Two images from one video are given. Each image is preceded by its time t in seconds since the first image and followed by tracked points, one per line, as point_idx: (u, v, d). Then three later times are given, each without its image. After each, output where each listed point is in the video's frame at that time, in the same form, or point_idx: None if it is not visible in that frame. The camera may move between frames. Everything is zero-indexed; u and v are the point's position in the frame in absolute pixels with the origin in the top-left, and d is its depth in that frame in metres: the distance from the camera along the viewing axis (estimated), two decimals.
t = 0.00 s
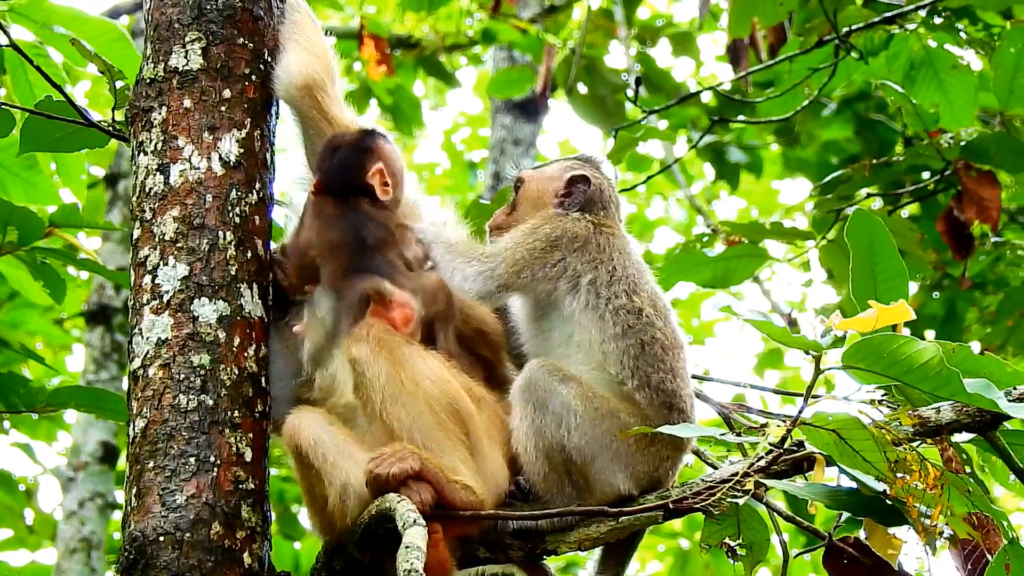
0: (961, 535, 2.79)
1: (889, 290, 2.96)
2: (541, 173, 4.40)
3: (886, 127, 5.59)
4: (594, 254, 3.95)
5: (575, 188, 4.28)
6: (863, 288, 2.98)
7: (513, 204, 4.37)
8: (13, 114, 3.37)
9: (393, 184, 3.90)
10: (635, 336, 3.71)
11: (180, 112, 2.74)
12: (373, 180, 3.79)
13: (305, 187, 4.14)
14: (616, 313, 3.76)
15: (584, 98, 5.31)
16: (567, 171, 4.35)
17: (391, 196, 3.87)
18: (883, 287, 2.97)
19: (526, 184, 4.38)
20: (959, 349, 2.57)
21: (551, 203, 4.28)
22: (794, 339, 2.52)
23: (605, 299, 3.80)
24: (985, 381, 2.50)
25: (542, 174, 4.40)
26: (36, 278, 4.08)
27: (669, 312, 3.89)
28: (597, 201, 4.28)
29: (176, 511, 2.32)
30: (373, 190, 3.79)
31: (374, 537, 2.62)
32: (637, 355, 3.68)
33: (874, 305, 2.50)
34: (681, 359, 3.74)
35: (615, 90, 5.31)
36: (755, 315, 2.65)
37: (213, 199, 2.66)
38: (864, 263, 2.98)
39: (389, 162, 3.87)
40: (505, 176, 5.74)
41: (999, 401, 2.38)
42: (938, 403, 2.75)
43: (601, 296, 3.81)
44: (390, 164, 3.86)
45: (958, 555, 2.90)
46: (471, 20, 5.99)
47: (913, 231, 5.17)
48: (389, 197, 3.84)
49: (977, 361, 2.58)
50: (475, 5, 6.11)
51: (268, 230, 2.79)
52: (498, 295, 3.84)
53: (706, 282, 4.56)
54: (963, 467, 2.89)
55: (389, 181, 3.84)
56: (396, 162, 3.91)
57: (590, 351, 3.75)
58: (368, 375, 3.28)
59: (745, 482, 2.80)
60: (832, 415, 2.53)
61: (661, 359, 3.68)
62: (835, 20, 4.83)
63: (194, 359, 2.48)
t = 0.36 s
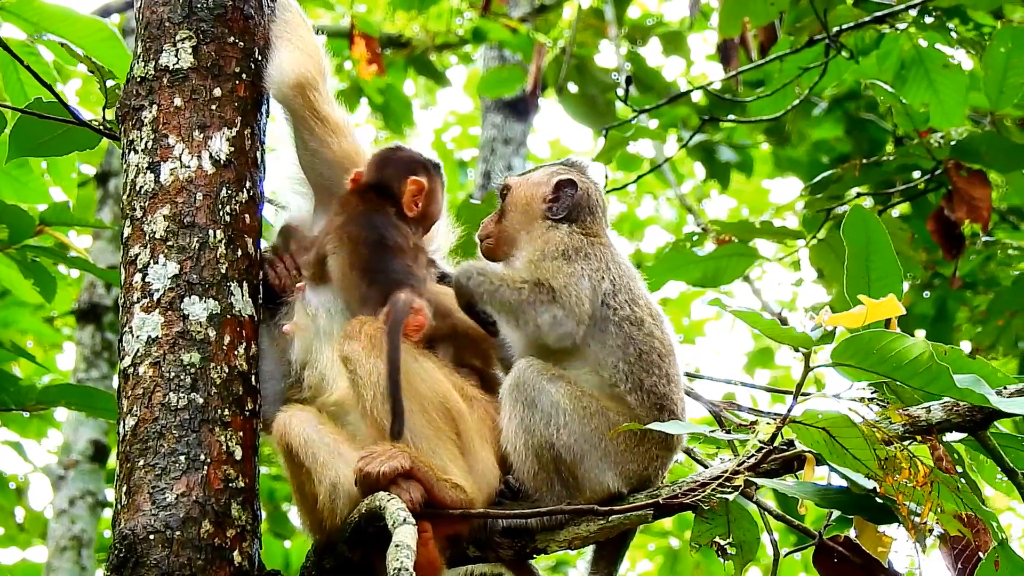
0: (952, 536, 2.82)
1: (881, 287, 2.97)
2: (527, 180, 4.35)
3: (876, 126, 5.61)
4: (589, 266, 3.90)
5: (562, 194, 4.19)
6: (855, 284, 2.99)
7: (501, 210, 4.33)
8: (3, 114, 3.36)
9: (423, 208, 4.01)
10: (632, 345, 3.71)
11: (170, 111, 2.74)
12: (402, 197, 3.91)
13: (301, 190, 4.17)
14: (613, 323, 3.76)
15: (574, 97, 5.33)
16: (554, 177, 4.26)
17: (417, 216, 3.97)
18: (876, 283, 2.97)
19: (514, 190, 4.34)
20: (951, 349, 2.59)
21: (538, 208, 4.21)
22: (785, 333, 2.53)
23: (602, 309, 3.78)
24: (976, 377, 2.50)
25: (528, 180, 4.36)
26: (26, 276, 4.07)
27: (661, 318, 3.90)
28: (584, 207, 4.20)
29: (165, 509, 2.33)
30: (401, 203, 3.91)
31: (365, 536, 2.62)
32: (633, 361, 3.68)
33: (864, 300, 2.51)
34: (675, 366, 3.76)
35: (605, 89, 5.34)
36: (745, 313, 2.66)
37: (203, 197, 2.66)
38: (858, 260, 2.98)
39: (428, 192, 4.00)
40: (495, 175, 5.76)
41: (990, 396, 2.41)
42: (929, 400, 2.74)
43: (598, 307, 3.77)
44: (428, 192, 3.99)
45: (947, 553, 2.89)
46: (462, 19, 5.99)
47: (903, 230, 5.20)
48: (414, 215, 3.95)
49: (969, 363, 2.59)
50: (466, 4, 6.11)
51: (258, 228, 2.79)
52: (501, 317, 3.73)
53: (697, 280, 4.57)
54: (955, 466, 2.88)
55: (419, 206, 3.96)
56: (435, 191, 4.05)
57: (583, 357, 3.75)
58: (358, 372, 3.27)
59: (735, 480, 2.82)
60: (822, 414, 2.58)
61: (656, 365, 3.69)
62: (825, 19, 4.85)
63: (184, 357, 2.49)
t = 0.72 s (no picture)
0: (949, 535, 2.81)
1: (879, 287, 2.95)
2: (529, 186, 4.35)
3: (874, 125, 5.61)
4: (605, 278, 3.85)
5: (565, 194, 4.19)
6: (853, 285, 2.97)
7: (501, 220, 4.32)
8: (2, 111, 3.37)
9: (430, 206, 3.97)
10: (648, 357, 3.70)
11: (168, 109, 2.74)
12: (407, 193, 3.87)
13: (298, 187, 4.15)
14: (630, 336, 3.75)
15: (572, 95, 5.33)
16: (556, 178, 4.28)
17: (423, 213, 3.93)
18: (873, 283, 2.95)
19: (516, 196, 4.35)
20: (949, 345, 2.59)
21: (542, 213, 4.22)
22: (782, 333, 2.53)
23: (622, 322, 3.77)
24: (973, 377, 2.51)
25: (527, 188, 4.35)
26: (24, 274, 4.07)
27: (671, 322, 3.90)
28: (587, 206, 4.18)
29: (163, 507, 2.33)
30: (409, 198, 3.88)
31: (363, 535, 2.62)
32: (649, 371, 3.68)
33: (862, 302, 2.52)
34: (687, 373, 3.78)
35: (603, 88, 5.35)
36: (743, 311, 2.66)
37: (201, 195, 2.66)
38: (855, 258, 2.97)
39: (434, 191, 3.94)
40: (493, 174, 5.76)
41: (987, 397, 2.39)
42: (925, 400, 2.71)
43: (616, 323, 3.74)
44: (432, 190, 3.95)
45: (945, 552, 2.91)
46: (459, 18, 5.99)
47: (900, 229, 5.20)
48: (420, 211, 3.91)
49: (966, 357, 2.60)
50: (464, 2, 6.11)
51: (256, 226, 2.79)
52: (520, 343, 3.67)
53: (696, 279, 4.57)
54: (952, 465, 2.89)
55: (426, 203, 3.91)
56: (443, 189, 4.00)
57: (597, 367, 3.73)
58: (357, 369, 3.32)
59: (733, 480, 2.81)
60: (821, 413, 2.59)
61: (670, 375, 3.69)
62: (823, 17, 4.85)
63: (182, 356, 2.49)
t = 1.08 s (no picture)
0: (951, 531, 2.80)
1: (882, 283, 2.95)
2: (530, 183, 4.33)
3: (877, 121, 5.60)
4: (612, 274, 3.84)
5: (561, 188, 4.19)
6: (855, 281, 2.96)
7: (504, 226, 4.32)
8: (4, 108, 3.37)
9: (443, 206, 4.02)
10: (655, 355, 3.67)
11: (171, 105, 2.74)
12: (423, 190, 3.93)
13: (300, 184, 4.12)
14: (636, 333, 3.70)
15: (574, 92, 5.33)
16: (551, 173, 4.27)
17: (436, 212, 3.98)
18: (876, 280, 2.95)
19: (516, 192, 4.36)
20: (951, 343, 2.58)
21: (542, 211, 4.22)
22: (785, 329, 2.53)
23: (630, 318, 3.73)
24: (976, 373, 2.50)
25: (521, 189, 4.34)
26: (26, 271, 4.07)
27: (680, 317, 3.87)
28: (585, 197, 4.18)
29: (166, 504, 2.33)
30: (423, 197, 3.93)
31: (365, 531, 2.61)
32: (655, 370, 3.65)
33: (865, 296, 2.51)
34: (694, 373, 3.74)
35: (606, 84, 5.34)
36: (745, 308, 2.65)
37: (203, 192, 2.66)
38: (858, 255, 2.96)
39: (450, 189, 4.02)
40: (496, 170, 5.78)
41: (991, 392, 2.41)
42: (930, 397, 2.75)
43: (625, 320, 3.72)
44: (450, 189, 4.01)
45: (948, 549, 2.88)
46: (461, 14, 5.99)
47: (903, 226, 5.19)
48: (434, 210, 3.96)
49: (969, 356, 2.59)
50: None
51: (259, 223, 2.79)
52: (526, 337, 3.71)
53: (697, 276, 4.58)
54: (955, 461, 2.88)
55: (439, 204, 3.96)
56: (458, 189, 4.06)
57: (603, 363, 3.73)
58: (360, 364, 3.27)
59: (736, 475, 2.80)
60: (823, 410, 2.56)
61: (677, 374, 3.66)
62: (826, 14, 4.84)
63: (185, 352, 2.49)
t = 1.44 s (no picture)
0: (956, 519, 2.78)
1: (886, 273, 2.94)
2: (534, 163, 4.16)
3: (881, 110, 5.57)
4: (622, 267, 3.79)
5: (603, 194, 4.02)
6: (859, 272, 2.95)
7: (527, 221, 4.01)
8: (7, 97, 3.36)
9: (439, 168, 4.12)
10: (665, 346, 3.62)
11: (175, 95, 2.73)
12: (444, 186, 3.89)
13: (306, 173, 4.13)
14: (646, 328, 3.65)
15: (579, 81, 5.31)
16: (582, 176, 4.08)
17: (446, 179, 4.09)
18: (881, 271, 2.94)
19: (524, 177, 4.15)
20: (955, 333, 2.57)
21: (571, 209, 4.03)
22: (790, 318, 2.52)
23: (640, 311, 3.68)
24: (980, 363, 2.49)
25: (545, 186, 4.07)
26: (31, 260, 4.07)
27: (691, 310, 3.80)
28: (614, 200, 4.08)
29: (171, 493, 2.33)
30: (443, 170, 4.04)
31: (369, 520, 2.62)
32: (664, 361, 3.60)
33: (869, 286, 2.50)
34: (704, 364, 3.69)
35: (610, 73, 5.32)
36: (750, 298, 2.64)
37: (208, 181, 2.66)
38: (861, 245, 2.94)
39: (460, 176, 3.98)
40: (500, 159, 5.76)
41: (994, 382, 2.38)
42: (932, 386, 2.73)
43: (634, 314, 3.67)
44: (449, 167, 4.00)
45: (953, 537, 2.91)
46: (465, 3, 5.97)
47: (907, 215, 5.19)
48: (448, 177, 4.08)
49: (973, 345, 2.58)
50: None
51: (263, 212, 2.78)
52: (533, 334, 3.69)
53: (701, 266, 4.58)
54: (959, 450, 2.88)
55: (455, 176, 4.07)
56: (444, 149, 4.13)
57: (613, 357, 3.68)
58: (366, 353, 3.24)
59: (741, 465, 2.81)
60: (828, 399, 2.54)
61: (686, 366, 3.61)
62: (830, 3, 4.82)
63: (189, 342, 2.49)
